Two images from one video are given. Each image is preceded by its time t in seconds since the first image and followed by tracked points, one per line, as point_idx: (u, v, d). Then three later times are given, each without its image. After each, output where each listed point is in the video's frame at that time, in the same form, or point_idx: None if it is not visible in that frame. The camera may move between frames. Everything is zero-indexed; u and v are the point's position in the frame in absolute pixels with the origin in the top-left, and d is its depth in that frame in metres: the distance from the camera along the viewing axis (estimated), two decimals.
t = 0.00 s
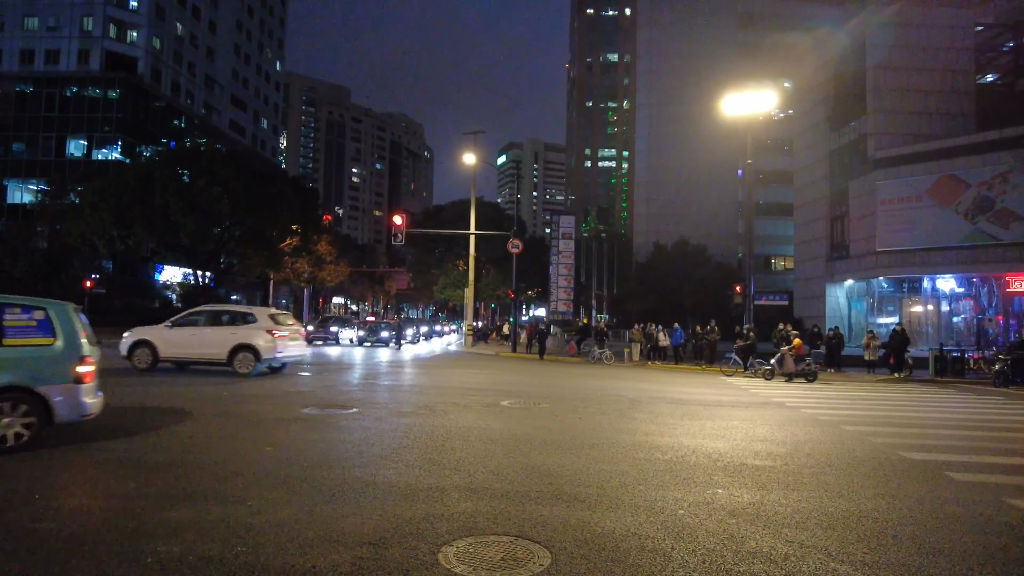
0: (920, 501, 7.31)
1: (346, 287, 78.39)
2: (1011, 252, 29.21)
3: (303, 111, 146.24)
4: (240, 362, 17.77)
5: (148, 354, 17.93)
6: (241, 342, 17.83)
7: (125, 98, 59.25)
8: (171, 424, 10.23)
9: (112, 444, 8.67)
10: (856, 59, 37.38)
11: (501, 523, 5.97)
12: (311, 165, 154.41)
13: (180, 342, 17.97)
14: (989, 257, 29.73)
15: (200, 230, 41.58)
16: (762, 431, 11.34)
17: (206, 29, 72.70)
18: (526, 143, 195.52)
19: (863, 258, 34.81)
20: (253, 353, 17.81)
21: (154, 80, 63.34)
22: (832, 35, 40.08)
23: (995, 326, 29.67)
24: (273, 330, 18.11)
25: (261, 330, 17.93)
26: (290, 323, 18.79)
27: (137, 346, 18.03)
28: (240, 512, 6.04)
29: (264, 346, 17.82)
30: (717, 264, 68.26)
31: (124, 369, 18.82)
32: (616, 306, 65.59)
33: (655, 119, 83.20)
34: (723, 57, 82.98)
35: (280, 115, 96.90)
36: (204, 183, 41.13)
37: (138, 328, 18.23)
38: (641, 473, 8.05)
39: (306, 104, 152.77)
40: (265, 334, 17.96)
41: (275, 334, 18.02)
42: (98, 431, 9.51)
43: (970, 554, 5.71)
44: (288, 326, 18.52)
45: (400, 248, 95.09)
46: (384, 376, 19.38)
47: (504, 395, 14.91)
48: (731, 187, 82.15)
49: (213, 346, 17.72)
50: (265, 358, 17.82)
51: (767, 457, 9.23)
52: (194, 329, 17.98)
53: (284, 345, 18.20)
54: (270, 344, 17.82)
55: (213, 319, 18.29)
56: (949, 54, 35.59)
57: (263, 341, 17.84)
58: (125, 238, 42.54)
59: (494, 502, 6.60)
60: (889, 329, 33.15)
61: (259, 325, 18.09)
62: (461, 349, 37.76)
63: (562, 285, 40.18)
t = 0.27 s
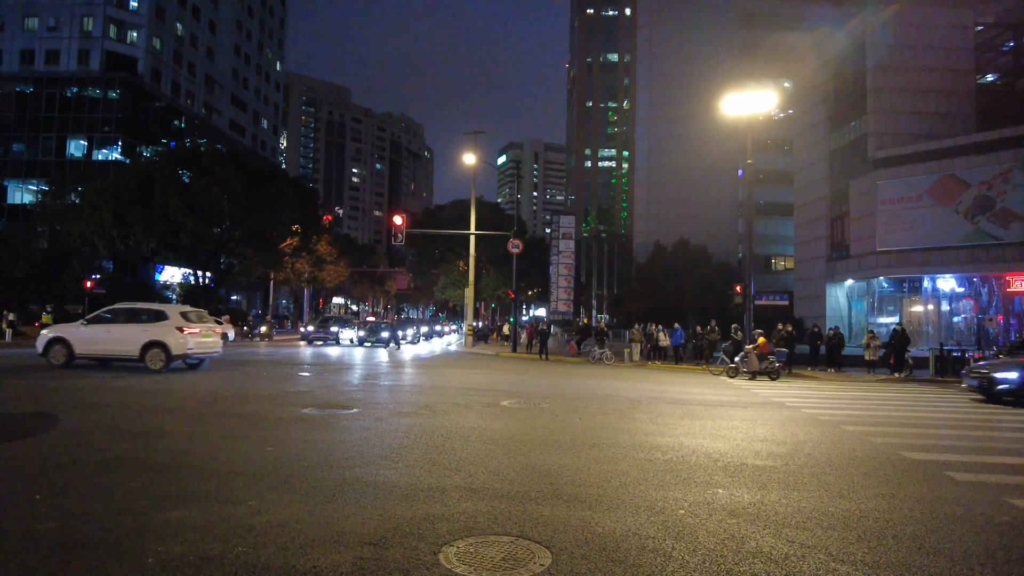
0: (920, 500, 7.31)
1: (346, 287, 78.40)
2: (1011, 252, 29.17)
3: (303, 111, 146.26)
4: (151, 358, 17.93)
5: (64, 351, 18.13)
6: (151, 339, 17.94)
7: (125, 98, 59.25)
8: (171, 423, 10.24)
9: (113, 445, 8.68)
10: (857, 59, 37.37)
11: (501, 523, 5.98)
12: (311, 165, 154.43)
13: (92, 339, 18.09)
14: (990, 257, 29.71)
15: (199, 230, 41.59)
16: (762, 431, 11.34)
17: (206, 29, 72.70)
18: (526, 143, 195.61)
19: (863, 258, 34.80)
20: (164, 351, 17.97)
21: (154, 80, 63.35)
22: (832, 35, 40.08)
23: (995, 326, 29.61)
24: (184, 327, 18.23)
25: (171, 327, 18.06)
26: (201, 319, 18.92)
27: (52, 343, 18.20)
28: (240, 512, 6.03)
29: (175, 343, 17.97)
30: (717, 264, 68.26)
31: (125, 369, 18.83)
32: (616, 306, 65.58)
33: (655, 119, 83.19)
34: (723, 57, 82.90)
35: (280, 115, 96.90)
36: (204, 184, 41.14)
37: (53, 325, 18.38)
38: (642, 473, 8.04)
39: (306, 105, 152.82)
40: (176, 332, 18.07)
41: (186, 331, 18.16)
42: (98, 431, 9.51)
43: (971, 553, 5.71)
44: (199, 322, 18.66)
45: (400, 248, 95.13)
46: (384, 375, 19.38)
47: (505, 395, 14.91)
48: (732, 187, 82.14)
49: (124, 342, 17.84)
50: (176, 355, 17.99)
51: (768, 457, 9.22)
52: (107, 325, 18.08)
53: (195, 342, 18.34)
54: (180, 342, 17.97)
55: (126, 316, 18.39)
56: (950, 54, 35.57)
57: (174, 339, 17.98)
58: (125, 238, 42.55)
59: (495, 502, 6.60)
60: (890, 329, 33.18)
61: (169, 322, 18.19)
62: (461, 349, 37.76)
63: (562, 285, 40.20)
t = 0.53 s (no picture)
0: (922, 500, 7.31)
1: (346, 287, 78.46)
2: (1012, 251, 29.18)
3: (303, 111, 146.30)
4: (68, 356, 18.40)
5: None
6: (69, 338, 18.40)
7: (126, 99, 59.29)
8: (172, 424, 10.28)
9: (115, 445, 8.71)
10: (857, 59, 37.39)
11: (503, 523, 6.00)
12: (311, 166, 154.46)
13: (9, 338, 18.45)
14: (991, 257, 29.71)
15: (200, 231, 41.63)
16: (763, 431, 11.34)
17: (206, 30, 72.75)
18: (527, 144, 195.71)
19: (863, 258, 34.78)
20: (81, 349, 18.47)
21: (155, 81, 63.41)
22: (832, 34, 40.11)
23: (995, 325, 29.60)
24: (101, 325, 18.73)
25: (88, 327, 18.53)
26: (121, 318, 19.42)
27: None
28: (242, 513, 6.05)
29: (92, 342, 18.47)
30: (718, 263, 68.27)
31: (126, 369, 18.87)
32: (617, 306, 65.62)
33: (655, 119, 83.23)
34: (723, 57, 82.93)
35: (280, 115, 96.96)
36: (204, 184, 41.18)
37: None
38: (643, 473, 8.06)
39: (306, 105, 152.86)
40: (93, 330, 18.55)
41: (103, 330, 18.66)
42: (100, 431, 9.55)
43: (973, 553, 5.72)
44: (118, 321, 19.15)
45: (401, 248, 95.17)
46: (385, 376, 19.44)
47: (506, 396, 14.95)
48: (732, 187, 82.17)
49: (40, 341, 18.25)
50: (94, 353, 18.49)
51: (769, 457, 9.24)
52: (24, 325, 18.45)
53: (114, 341, 18.86)
54: (97, 340, 18.47)
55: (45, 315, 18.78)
56: (950, 53, 35.59)
57: (91, 337, 18.47)
58: (125, 239, 42.59)
59: (498, 502, 6.62)
60: (890, 328, 32.99)
61: (87, 321, 18.66)
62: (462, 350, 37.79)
63: (562, 285, 40.23)
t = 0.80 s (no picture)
0: (923, 500, 7.31)
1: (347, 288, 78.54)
2: (1013, 251, 29.19)
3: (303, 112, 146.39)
4: None
5: None
6: None
7: (126, 100, 59.34)
8: (173, 424, 10.28)
9: (118, 445, 8.76)
10: (857, 59, 37.42)
11: (506, 523, 6.00)
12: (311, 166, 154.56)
13: None
14: (991, 257, 29.73)
15: (200, 231, 41.68)
16: (765, 431, 11.35)
17: (207, 30, 72.79)
18: (527, 144, 196.11)
19: (864, 258, 34.79)
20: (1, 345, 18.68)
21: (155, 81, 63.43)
22: (832, 34, 40.14)
23: (997, 325, 29.31)
24: (23, 323, 18.98)
25: (10, 323, 18.75)
26: (43, 316, 19.69)
27: None
28: (244, 512, 6.06)
29: (13, 338, 18.72)
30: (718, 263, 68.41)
31: (126, 370, 18.89)
32: (617, 306, 65.66)
33: (655, 118, 83.25)
34: (723, 57, 82.92)
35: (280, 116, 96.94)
36: (205, 185, 41.21)
37: None
38: (645, 472, 8.07)
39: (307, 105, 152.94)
40: (14, 327, 18.79)
41: (25, 327, 18.93)
42: (101, 432, 9.55)
43: (974, 553, 5.73)
44: (40, 318, 19.45)
45: (401, 249, 95.31)
46: (386, 376, 19.48)
47: (507, 396, 14.97)
48: (732, 187, 82.21)
49: None
50: (13, 349, 18.73)
51: (771, 457, 9.25)
52: None
53: (36, 338, 19.14)
54: (18, 337, 18.74)
55: None
56: (950, 53, 35.59)
57: (12, 334, 18.70)
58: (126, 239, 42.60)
59: (500, 502, 6.63)
60: (890, 328, 33.00)
61: (9, 317, 18.88)
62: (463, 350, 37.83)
63: (562, 285, 40.32)
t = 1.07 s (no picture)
0: (925, 500, 7.32)
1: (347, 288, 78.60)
2: (1013, 252, 29.23)
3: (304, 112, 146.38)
4: None
5: None
6: None
7: (127, 100, 59.37)
8: (175, 424, 10.30)
9: (120, 445, 8.77)
10: (858, 60, 37.47)
11: (509, 523, 6.01)
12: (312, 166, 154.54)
13: None
14: (992, 257, 29.74)
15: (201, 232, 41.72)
16: (766, 431, 11.37)
17: (208, 30, 72.88)
18: (527, 144, 196.27)
19: (864, 258, 34.80)
20: None
21: (156, 82, 63.47)
22: (833, 35, 40.20)
23: (997, 326, 29.64)
24: None
25: None
26: None
27: None
28: (248, 512, 6.09)
29: None
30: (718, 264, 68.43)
31: (127, 370, 18.91)
32: (617, 307, 65.68)
33: (656, 119, 83.28)
34: (724, 57, 82.96)
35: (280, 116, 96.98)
36: (205, 185, 41.25)
37: None
38: (647, 473, 8.09)
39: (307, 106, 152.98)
40: None
41: None
42: (103, 433, 9.55)
43: (976, 553, 5.74)
44: None
45: (402, 249, 95.37)
46: (387, 377, 19.53)
47: (508, 396, 15.01)
48: (732, 187, 82.22)
49: None
50: None
51: (773, 458, 9.25)
52: None
53: None
54: None
55: None
56: (950, 53, 35.62)
57: None
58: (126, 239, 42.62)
59: (503, 502, 6.64)
60: (891, 329, 33.12)
61: None
62: (464, 350, 37.87)
63: (563, 285, 40.34)
